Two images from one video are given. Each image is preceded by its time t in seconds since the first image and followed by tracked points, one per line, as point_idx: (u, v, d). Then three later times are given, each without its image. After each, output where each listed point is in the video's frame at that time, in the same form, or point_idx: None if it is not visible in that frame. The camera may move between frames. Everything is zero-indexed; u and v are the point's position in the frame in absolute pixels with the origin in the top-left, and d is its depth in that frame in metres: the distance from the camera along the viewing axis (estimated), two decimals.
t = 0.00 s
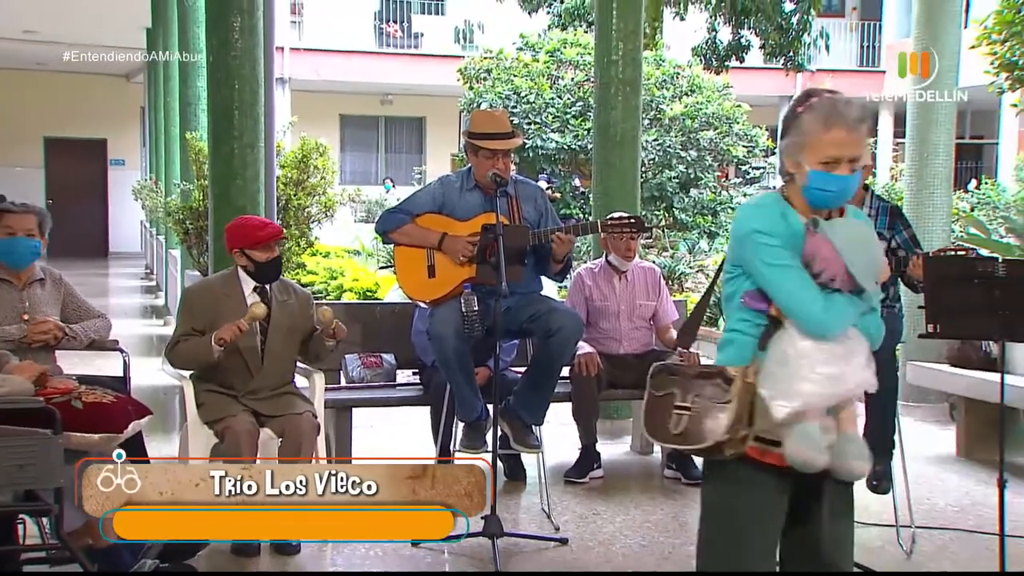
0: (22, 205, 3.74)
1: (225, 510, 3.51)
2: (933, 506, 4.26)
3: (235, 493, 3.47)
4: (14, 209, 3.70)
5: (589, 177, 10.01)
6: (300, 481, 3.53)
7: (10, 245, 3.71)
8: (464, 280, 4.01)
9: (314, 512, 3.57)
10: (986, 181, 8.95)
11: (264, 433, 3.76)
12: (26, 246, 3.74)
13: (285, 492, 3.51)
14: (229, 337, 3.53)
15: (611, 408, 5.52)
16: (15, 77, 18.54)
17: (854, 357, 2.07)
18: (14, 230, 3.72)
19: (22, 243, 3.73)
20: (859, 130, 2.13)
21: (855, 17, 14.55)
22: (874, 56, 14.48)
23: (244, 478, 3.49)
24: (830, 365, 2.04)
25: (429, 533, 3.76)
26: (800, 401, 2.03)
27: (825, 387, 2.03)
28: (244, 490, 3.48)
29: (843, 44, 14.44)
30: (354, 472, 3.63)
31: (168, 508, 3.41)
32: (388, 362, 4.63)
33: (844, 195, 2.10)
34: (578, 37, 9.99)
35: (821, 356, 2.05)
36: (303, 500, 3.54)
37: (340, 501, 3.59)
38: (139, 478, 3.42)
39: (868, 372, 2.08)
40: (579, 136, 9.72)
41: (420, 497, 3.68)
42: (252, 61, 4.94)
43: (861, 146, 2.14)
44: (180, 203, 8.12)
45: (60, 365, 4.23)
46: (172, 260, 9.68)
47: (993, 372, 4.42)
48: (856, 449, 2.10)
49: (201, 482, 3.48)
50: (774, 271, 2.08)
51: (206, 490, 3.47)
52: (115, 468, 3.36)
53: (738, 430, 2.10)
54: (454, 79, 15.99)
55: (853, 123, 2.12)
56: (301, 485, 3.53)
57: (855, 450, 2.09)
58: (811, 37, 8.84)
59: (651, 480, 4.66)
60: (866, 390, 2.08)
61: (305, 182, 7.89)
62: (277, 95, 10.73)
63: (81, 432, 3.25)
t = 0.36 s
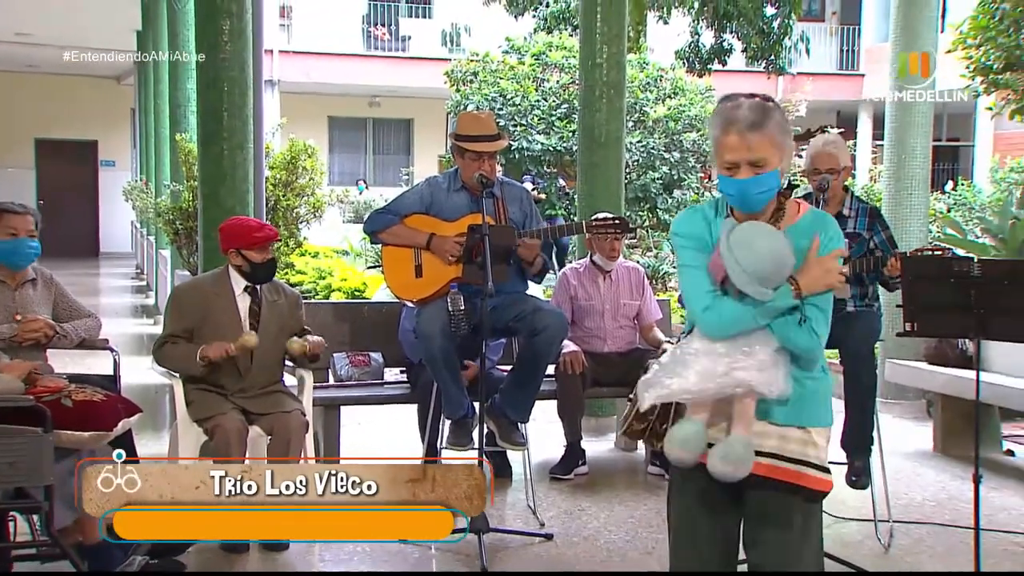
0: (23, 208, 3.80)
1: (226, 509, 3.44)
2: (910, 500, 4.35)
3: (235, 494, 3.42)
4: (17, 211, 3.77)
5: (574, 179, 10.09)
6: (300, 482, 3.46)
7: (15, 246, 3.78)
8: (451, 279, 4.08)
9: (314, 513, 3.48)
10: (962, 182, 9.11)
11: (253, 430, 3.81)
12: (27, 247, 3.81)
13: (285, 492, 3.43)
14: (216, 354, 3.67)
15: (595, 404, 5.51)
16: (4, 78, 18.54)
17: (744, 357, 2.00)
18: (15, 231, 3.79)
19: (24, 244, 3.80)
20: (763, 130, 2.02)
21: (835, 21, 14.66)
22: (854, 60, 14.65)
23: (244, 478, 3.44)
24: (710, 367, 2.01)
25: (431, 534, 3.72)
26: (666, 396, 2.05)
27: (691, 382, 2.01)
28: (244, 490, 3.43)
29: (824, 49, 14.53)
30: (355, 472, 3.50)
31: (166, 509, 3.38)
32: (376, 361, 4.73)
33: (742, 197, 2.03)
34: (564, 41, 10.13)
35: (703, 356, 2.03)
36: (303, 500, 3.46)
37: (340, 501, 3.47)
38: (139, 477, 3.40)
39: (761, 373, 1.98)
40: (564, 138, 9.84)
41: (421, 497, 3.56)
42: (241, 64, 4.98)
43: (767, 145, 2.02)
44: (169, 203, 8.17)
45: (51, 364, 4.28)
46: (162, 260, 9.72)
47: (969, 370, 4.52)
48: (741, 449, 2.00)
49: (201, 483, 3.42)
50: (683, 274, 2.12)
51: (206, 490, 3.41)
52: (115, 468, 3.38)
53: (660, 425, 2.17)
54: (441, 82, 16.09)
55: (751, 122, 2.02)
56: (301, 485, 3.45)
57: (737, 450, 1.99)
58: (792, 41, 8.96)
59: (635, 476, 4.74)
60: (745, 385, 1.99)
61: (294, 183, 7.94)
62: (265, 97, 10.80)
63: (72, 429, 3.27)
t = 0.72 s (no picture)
0: (14, 208, 3.84)
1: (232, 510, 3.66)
2: (891, 497, 4.42)
3: (235, 493, 3.59)
4: (8, 212, 3.81)
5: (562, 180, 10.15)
6: (300, 482, 3.67)
7: (5, 246, 3.82)
8: (440, 277, 4.13)
9: (317, 513, 3.70)
10: (943, 184, 9.26)
11: (243, 429, 3.86)
12: (17, 248, 3.85)
13: (285, 492, 3.64)
14: (201, 355, 3.69)
15: (582, 403, 5.60)
16: None
17: (693, 359, 2.06)
18: (5, 231, 3.82)
19: (15, 244, 3.84)
20: (709, 133, 2.04)
21: (819, 25, 14.56)
22: (836, 62, 14.70)
23: (244, 478, 3.61)
24: (662, 368, 2.09)
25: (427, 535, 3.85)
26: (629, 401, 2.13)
27: (646, 386, 2.10)
28: (244, 490, 3.60)
29: (807, 49, 14.49)
30: (354, 473, 3.77)
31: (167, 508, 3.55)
32: (365, 360, 4.75)
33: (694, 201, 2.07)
34: (550, 43, 10.15)
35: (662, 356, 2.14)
36: (303, 500, 3.68)
37: (338, 500, 3.71)
38: (139, 476, 3.56)
39: (706, 375, 2.03)
40: (551, 139, 9.90)
41: (418, 496, 3.78)
42: (230, 66, 5.03)
43: (712, 148, 2.04)
44: (160, 204, 8.20)
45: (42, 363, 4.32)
46: (153, 261, 9.74)
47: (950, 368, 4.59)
48: (693, 452, 2.04)
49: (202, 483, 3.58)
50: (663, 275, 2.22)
51: (206, 490, 3.58)
52: (115, 469, 3.51)
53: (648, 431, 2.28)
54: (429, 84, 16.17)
55: (695, 127, 2.06)
56: (301, 485, 3.67)
57: (686, 454, 2.04)
58: (776, 45, 9.08)
59: (622, 474, 4.79)
60: (689, 387, 2.05)
61: (283, 184, 7.98)
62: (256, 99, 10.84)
63: (63, 428, 3.27)
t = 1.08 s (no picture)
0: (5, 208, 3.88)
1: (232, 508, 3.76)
2: (874, 494, 4.49)
3: (236, 493, 3.68)
4: None
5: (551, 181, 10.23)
6: (299, 482, 3.77)
7: None
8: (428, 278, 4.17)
9: (317, 513, 3.78)
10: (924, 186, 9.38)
11: (233, 428, 3.90)
12: (9, 247, 3.88)
13: (285, 492, 3.73)
14: (192, 357, 3.73)
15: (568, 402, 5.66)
16: None
17: (608, 358, 2.09)
18: None
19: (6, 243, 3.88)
20: (633, 139, 2.08)
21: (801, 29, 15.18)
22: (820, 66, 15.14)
23: (244, 478, 3.70)
24: (584, 365, 2.13)
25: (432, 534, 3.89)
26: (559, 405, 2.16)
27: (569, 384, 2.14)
28: (244, 490, 3.69)
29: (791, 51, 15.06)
30: (354, 473, 3.87)
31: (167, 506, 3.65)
32: (354, 360, 4.87)
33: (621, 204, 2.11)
34: (538, 46, 10.25)
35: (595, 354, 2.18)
36: (303, 500, 3.77)
37: (339, 500, 3.81)
38: (138, 478, 3.65)
39: (618, 373, 2.05)
40: (539, 141, 9.99)
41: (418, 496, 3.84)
42: (221, 68, 5.07)
43: (637, 153, 2.07)
44: (152, 205, 8.22)
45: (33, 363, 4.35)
46: (144, 261, 9.77)
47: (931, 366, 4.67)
48: (607, 451, 2.07)
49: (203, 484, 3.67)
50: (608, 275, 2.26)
51: (207, 489, 3.67)
52: (115, 469, 3.61)
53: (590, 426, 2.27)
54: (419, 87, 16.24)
55: (621, 132, 2.10)
56: (301, 485, 3.76)
57: (599, 452, 2.06)
58: (760, 48, 9.18)
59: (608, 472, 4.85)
60: (606, 386, 2.07)
61: (273, 185, 8.02)
62: (246, 101, 10.88)
63: (53, 428, 3.29)
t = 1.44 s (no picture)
0: None
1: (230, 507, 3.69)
2: (853, 490, 4.57)
3: (236, 493, 3.65)
4: None
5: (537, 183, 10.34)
6: (299, 482, 3.68)
7: None
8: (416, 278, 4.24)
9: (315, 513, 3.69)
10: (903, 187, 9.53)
11: (222, 427, 3.95)
12: None
13: (285, 492, 3.66)
14: (181, 358, 3.78)
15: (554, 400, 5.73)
16: None
17: (543, 359, 2.06)
18: None
19: None
20: (570, 135, 2.06)
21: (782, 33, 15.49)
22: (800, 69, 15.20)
23: (244, 479, 3.67)
24: (517, 367, 2.11)
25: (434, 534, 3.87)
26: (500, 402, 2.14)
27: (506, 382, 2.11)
28: (245, 490, 3.67)
29: (771, 56, 15.19)
30: (354, 473, 3.72)
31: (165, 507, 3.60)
32: (342, 359, 4.96)
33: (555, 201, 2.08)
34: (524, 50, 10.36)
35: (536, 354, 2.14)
36: (303, 499, 3.68)
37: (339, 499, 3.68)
38: (138, 475, 3.62)
39: (553, 374, 2.03)
40: (524, 144, 10.11)
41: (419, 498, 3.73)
42: (210, 71, 5.14)
43: (573, 150, 2.06)
44: (142, 206, 8.28)
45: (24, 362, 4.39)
46: (134, 262, 9.83)
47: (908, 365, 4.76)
48: (542, 453, 2.12)
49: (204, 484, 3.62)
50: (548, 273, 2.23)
51: (206, 486, 3.62)
52: (114, 469, 3.60)
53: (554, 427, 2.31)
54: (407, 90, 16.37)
55: (557, 128, 2.08)
56: (301, 485, 3.68)
57: (537, 452, 2.11)
58: (741, 52, 9.30)
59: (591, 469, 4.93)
60: (540, 387, 2.05)
61: (262, 187, 8.07)
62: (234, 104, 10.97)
63: (42, 428, 3.32)
